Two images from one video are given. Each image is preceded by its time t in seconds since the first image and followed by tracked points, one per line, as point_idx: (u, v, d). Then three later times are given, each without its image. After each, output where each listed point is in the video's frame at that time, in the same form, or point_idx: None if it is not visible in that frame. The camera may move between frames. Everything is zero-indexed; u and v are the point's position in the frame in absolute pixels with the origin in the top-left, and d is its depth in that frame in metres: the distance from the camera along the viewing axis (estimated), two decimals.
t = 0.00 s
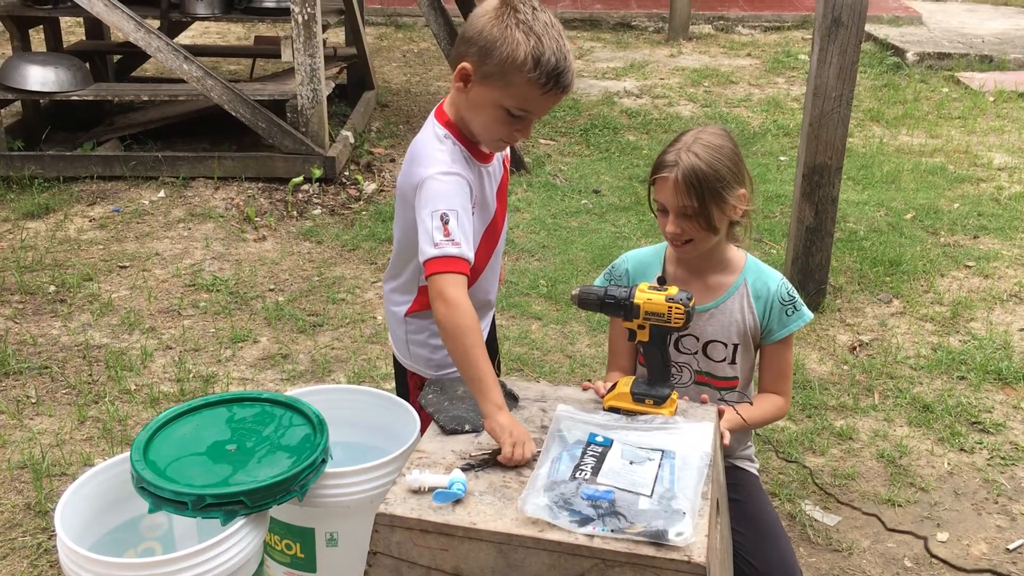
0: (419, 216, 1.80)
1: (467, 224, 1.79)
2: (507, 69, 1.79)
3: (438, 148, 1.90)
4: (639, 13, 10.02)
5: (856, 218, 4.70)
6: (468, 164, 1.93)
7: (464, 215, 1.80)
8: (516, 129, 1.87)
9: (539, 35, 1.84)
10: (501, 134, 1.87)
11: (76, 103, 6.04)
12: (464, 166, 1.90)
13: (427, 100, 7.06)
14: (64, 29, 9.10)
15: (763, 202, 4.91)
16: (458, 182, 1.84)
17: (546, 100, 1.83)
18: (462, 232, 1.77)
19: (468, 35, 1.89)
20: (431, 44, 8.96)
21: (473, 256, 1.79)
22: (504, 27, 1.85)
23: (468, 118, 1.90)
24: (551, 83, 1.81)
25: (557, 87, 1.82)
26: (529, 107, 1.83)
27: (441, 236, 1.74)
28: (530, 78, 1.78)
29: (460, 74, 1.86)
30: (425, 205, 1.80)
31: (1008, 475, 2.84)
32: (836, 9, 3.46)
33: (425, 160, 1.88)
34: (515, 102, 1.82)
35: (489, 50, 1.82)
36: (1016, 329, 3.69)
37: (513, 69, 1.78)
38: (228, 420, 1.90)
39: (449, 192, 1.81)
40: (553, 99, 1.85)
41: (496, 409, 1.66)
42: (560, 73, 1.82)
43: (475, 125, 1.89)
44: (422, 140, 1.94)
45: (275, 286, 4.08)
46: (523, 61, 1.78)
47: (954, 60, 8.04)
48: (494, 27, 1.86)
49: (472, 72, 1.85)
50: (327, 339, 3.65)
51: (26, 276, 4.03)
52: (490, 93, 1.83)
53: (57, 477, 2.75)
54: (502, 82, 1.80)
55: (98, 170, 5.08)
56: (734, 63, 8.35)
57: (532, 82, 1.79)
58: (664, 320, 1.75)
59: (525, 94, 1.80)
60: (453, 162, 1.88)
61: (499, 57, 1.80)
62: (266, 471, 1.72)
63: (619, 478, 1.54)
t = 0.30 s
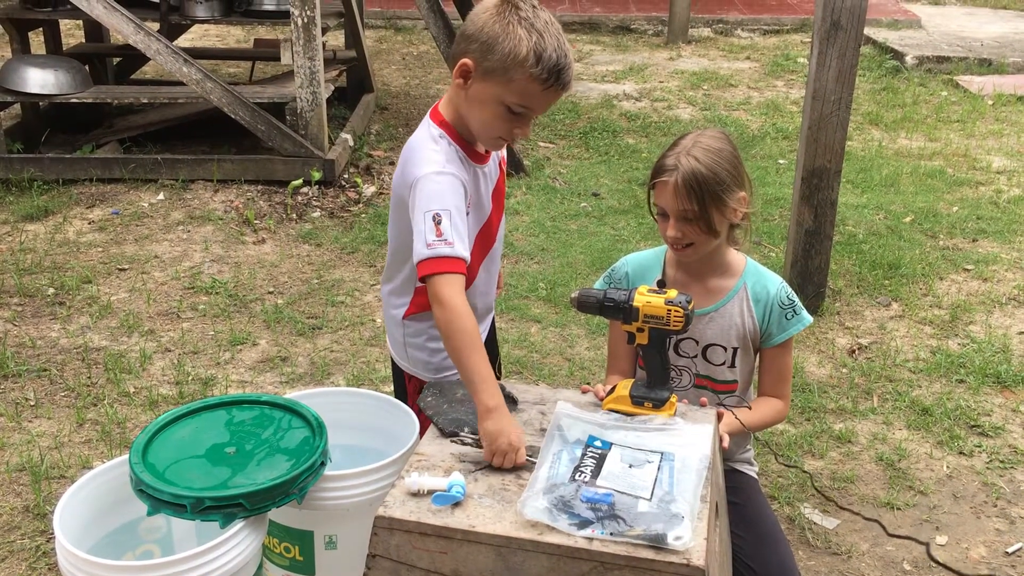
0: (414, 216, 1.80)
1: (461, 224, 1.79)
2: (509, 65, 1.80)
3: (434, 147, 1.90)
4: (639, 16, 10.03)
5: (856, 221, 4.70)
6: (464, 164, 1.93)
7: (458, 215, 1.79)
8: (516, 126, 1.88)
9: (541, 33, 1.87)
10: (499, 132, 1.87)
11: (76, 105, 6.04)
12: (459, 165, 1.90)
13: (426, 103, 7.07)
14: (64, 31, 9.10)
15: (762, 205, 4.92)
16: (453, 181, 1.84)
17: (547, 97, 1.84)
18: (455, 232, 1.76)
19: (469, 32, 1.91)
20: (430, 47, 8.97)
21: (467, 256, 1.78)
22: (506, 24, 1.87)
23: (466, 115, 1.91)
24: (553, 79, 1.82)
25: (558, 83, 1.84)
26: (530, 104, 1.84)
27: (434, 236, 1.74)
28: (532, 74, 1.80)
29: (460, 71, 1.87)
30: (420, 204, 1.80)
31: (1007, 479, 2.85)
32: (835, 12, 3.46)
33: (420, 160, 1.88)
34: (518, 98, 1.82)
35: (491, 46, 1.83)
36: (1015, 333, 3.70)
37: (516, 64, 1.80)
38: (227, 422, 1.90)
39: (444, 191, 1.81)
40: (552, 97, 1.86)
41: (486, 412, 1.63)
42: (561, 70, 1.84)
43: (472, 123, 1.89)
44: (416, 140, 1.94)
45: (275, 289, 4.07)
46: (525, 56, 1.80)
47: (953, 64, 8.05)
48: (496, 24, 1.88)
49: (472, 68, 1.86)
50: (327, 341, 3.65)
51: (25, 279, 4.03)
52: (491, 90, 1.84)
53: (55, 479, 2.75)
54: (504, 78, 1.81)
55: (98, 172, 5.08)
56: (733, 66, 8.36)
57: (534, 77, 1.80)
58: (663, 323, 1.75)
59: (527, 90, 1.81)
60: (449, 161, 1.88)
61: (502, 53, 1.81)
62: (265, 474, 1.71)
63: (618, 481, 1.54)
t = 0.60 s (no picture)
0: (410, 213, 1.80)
1: (455, 222, 1.78)
2: (512, 61, 1.81)
3: (433, 144, 1.90)
4: (639, 18, 10.03)
5: (855, 222, 4.71)
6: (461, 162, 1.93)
7: (453, 213, 1.79)
8: (515, 123, 1.87)
9: (543, 30, 1.88)
10: (499, 127, 1.87)
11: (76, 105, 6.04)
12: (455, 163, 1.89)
13: (426, 104, 7.07)
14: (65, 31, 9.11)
15: (762, 207, 4.92)
16: (450, 178, 1.83)
17: (548, 94, 1.85)
18: (449, 230, 1.76)
19: (470, 29, 1.91)
20: (430, 47, 8.97)
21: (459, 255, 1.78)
22: (508, 21, 1.88)
23: (466, 111, 1.91)
24: (554, 75, 1.83)
25: (559, 80, 1.84)
26: (530, 99, 1.84)
27: (427, 234, 1.74)
28: (534, 69, 1.80)
29: (461, 66, 1.87)
30: (416, 201, 1.80)
31: (1006, 481, 2.85)
32: (835, 14, 3.46)
33: (418, 156, 1.88)
34: (519, 94, 1.82)
35: (494, 42, 1.83)
36: (1014, 335, 3.70)
37: (518, 60, 1.80)
38: (227, 422, 1.90)
39: (439, 188, 1.81)
40: (553, 94, 1.87)
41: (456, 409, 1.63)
42: (561, 67, 1.84)
43: (471, 119, 1.89)
44: (414, 137, 1.94)
45: (274, 290, 4.08)
46: (528, 52, 1.80)
47: (953, 65, 8.06)
48: (499, 21, 1.88)
49: (474, 64, 1.86)
50: (326, 342, 3.65)
51: (24, 279, 4.03)
52: (492, 85, 1.83)
53: (55, 479, 2.75)
54: (506, 73, 1.81)
55: (98, 172, 5.08)
56: (733, 68, 8.37)
57: (537, 73, 1.80)
58: (663, 325, 1.75)
59: (529, 86, 1.81)
60: (448, 157, 1.88)
61: (506, 49, 1.81)
62: (264, 474, 1.72)
63: (617, 482, 1.54)
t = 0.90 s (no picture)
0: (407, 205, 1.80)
1: (450, 216, 1.78)
2: (516, 56, 1.81)
3: (433, 137, 1.89)
4: (639, 18, 10.03)
5: (855, 222, 4.71)
6: (462, 157, 1.93)
7: (451, 207, 1.79)
8: (517, 118, 1.87)
9: (548, 27, 1.89)
10: (501, 122, 1.86)
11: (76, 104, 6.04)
12: (455, 157, 1.89)
13: (426, 103, 7.07)
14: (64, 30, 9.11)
15: (761, 206, 4.92)
16: (450, 172, 1.83)
17: (550, 90, 1.85)
18: (445, 224, 1.76)
19: (475, 23, 1.91)
20: (429, 47, 8.97)
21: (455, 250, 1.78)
22: (513, 16, 1.88)
23: (468, 106, 1.90)
24: (558, 72, 1.83)
25: (562, 76, 1.85)
26: (532, 94, 1.84)
27: (423, 227, 1.74)
28: (538, 65, 1.80)
29: (465, 59, 1.87)
30: (414, 194, 1.80)
31: (1006, 480, 2.85)
32: (835, 14, 3.46)
33: (418, 149, 1.88)
34: (522, 89, 1.83)
35: (499, 36, 1.83)
36: (1014, 335, 3.70)
37: (523, 55, 1.80)
38: (226, 422, 1.90)
39: (438, 181, 1.80)
40: (556, 91, 1.87)
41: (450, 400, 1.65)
42: (565, 64, 1.85)
43: (472, 113, 1.89)
44: (414, 130, 1.94)
45: (273, 289, 4.07)
46: (532, 48, 1.81)
47: (953, 65, 8.06)
48: (505, 16, 1.88)
49: (478, 58, 1.85)
50: (326, 342, 3.65)
51: (24, 278, 4.03)
52: (494, 80, 1.83)
53: (54, 479, 2.75)
54: (509, 68, 1.81)
55: (97, 172, 5.08)
56: (732, 67, 8.37)
57: (540, 68, 1.80)
58: (662, 325, 1.75)
59: (532, 81, 1.81)
60: (449, 151, 1.88)
61: (510, 43, 1.81)
62: (263, 474, 1.72)
63: (616, 482, 1.54)
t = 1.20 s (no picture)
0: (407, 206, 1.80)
1: (451, 217, 1.79)
2: (521, 61, 1.81)
3: (436, 139, 1.89)
4: (638, 18, 10.03)
5: (854, 222, 4.71)
6: (464, 158, 1.93)
7: (451, 209, 1.79)
8: (520, 122, 1.89)
9: (555, 32, 1.89)
10: (504, 126, 1.87)
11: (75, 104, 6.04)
12: (458, 159, 1.89)
13: (425, 103, 7.07)
14: (63, 31, 9.12)
15: (761, 207, 4.92)
16: (452, 173, 1.83)
17: (555, 96, 1.86)
18: (445, 226, 1.77)
19: (482, 25, 1.91)
20: (429, 48, 8.97)
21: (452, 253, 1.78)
22: (520, 21, 1.88)
23: (471, 108, 1.91)
24: (563, 78, 1.84)
25: (567, 83, 1.86)
26: (536, 100, 1.84)
27: (422, 228, 1.74)
28: (544, 70, 1.81)
29: (470, 62, 1.87)
30: (415, 195, 1.80)
31: (1005, 481, 2.85)
32: (834, 14, 3.47)
33: (421, 150, 1.88)
34: (526, 94, 1.83)
35: (505, 40, 1.83)
36: (1013, 334, 3.70)
37: (528, 60, 1.81)
38: (226, 423, 1.90)
39: (440, 182, 1.81)
40: (560, 96, 1.88)
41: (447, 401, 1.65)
42: (570, 71, 1.86)
43: (476, 117, 1.89)
44: (418, 131, 1.94)
45: (273, 290, 4.07)
46: (539, 53, 1.81)
47: (952, 65, 8.06)
48: (511, 20, 1.88)
49: (483, 61, 1.85)
50: (325, 342, 3.65)
51: (23, 279, 4.03)
52: (499, 84, 1.84)
53: (54, 480, 2.75)
54: (515, 73, 1.82)
55: (97, 172, 5.08)
56: (732, 68, 8.37)
57: (545, 74, 1.81)
58: (662, 325, 1.75)
59: (537, 86, 1.82)
60: (452, 152, 1.88)
61: (516, 48, 1.82)
62: (263, 475, 1.72)
63: (616, 483, 1.54)
